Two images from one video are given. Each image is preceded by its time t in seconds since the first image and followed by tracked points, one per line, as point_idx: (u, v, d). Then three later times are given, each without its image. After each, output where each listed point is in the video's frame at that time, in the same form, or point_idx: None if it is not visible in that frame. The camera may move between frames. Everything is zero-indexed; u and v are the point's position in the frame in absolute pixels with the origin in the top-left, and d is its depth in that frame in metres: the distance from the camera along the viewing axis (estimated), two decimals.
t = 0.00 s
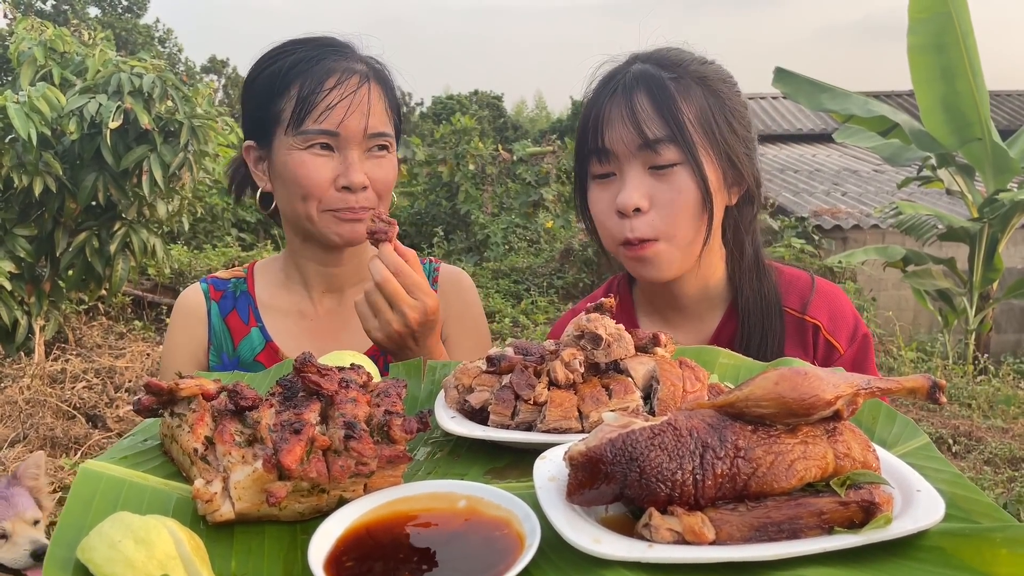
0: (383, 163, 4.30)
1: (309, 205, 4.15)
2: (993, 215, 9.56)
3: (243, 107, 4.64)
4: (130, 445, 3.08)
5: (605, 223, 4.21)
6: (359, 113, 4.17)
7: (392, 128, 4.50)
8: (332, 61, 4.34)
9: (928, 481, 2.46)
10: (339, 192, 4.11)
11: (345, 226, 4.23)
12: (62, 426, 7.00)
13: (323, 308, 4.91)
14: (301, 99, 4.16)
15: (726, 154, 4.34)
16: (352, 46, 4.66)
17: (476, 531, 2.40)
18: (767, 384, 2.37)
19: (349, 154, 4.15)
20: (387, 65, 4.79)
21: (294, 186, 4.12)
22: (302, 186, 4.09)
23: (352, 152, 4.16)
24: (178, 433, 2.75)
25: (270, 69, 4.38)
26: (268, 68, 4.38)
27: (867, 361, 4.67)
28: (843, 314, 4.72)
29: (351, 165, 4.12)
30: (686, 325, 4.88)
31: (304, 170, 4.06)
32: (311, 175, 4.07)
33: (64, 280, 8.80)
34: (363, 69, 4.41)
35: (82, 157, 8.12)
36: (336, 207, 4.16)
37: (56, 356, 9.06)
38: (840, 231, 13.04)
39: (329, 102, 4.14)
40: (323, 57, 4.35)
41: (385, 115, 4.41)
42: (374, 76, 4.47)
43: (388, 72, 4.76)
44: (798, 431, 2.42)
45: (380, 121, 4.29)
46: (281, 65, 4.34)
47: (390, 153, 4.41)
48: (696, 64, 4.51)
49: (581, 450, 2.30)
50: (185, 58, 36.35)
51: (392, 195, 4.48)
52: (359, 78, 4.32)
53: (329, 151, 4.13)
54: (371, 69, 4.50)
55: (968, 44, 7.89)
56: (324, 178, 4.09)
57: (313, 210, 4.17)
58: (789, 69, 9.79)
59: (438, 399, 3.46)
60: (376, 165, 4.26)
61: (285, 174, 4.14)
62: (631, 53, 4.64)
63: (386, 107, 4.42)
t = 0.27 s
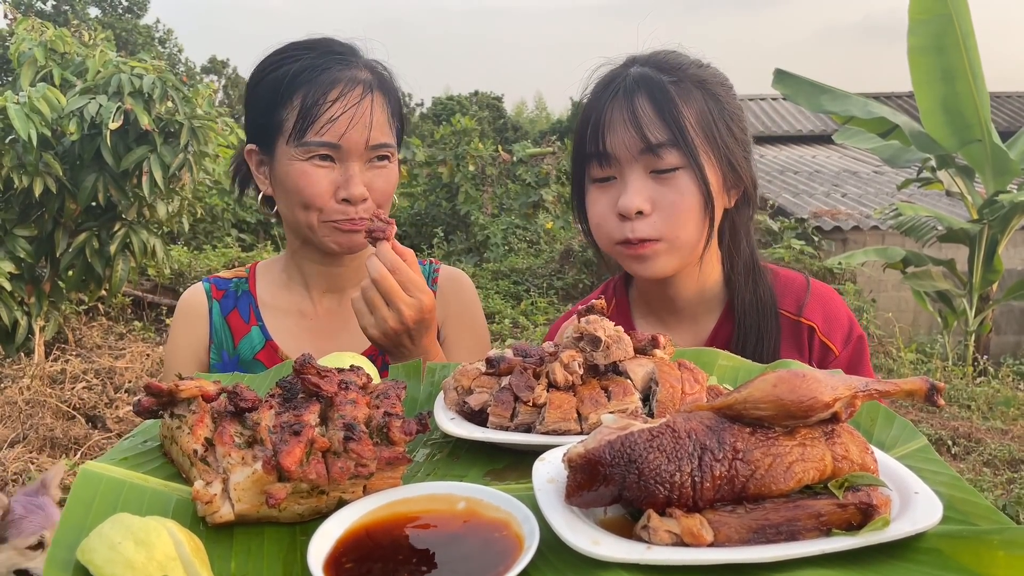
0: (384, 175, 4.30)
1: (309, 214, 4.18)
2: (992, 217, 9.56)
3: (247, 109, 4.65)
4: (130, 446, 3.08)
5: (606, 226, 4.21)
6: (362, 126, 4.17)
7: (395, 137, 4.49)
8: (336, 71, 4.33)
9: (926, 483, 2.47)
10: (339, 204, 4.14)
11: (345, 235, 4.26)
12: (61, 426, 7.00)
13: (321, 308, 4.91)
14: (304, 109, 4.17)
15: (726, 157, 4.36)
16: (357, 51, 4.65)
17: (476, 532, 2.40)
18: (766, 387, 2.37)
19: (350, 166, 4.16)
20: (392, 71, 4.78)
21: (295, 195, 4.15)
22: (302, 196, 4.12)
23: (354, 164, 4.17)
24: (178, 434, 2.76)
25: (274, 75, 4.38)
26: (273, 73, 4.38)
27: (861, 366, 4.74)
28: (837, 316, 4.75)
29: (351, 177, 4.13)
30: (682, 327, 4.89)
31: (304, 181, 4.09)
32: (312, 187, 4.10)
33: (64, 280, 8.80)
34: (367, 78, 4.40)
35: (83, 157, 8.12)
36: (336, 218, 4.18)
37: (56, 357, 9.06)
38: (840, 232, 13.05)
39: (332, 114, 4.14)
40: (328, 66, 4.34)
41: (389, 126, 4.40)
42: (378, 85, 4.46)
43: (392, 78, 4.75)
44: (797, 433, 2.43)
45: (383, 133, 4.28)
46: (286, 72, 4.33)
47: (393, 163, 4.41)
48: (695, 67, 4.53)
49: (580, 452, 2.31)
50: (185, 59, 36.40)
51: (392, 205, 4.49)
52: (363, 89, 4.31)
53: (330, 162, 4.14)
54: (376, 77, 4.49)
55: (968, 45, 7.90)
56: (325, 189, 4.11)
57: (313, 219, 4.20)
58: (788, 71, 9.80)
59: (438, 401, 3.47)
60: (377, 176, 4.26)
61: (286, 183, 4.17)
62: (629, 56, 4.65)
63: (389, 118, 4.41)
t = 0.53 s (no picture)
0: (380, 165, 4.29)
1: (306, 206, 4.18)
2: (992, 218, 9.56)
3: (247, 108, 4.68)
4: (129, 445, 3.09)
5: (615, 221, 4.21)
6: (357, 116, 4.16)
7: (392, 129, 4.47)
8: (331, 64, 4.35)
9: (923, 482, 2.48)
10: (335, 194, 4.12)
11: (342, 228, 4.25)
12: (61, 426, 7.00)
13: (322, 305, 4.91)
14: (299, 101, 4.18)
15: (733, 153, 4.37)
16: (355, 49, 4.68)
17: (474, 530, 2.41)
18: (763, 386, 2.38)
19: (345, 156, 4.15)
20: (390, 68, 4.80)
21: (291, 187, 4.14)
22: (298, 188, 4.11)
23: (349, 154, 4.15)
24: (177, 433, 2.76)
25: (271, 71, 4.41)
26: (270, 70, 4.42)
27: (871, 360, 4.68)
28: (843, 310, 4.76)
29: (347, 167, 4.12)
30: (688, 323, 4.89)
31: (300, 172, 4.09)
32: (307, 178, 4.09)
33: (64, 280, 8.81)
34: (362, 72, 4.41)
35: (82, 157, 8.12)
36: (333, 209, 4.17)
37: (56, 356, 9.06)
38: (839, 233, 13.07)
39: (326, 105, 4.15)
40: (323, 60, 4.37)
41: (385, 118, 4.39)
42: (374, 79, 4.47)
43: (390, 75, 4.77)
44: (794, 432, 2.43)
45: (379, 123, 4.27)
46: (281, 68, 4.38)
47: (389, 156, 4.38)
48: (701, 64, 4.53)
49: (578, 451, 2.32)
50: (186, 59, 36.44)
51: (390, 197, 4.45)
52: (358, 81, 4.32)
53: (326, 153, 4.14)
54: (372, 71, 4.51)
55: (968, 46, 7.91)
56: (320, 180, 4.10)
57: (310, 211, 4.19)
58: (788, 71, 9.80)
59: (437, 400, 3.47)
60: (373, 167, 4.24)
61: (283, 175, 4.16)
62: (637, 52, 4.66)
63: (385, 110, 4.39)
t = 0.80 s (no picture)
0: (370, 165, 4.25)
1: (295, 204, 4.17)
2: (992, 218, 9.56)
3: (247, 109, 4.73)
4: (129, 442, 3.08)
5: (616, 218, 4.23)
6: (344, 115, 4.14)
7: (385, 128, 4.43)
8: (322, 63, 4.36)
9: (923, 480, 2.47)
10: (323, 192, 4.11)
11: (330, 227, 4.24)
12: (60, 424, 7.00)
13: (319, 303, 4.90)
14: (289, 100, 4.19)
15: (734, 150, 4.35)
16: (353, 48, 4.69)
17: (473, 528, 2.40)
18: (763, 383, 2.38)
19: (334, 155, 4.12)
20: (389, 68, 4.79)
21: (281, 186, 4.15)
22: (287, 186, 4.11)
23: (337, 153, 4.12)
24: (176, 430, 2.76)
25: (267, 72, 4.45)
26: (265, 71, 4.47)
27: (877, 357, 4.67)
28: (852, 306, 4.75)
29: (335, 166, 4.10)
30: (697, 317, 4.90)
31: (287, 171, 4.08)
32: (295, 176, 4.08)
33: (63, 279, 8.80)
34: (356, 71, 4.42)
35: (82, 156, 8.11)
36: (321, 207, 4.15)
37: (55, 355, 9.06)
38: (839, 233, 13.08)
39: (316, 103, 4.14)
40: (315, 59, 4.39)
41: (377, 117, 4.36)
42: (368, 79, 4.46)
43: (388, 75, 4.77)
44: (794, 429, 2.43)
45: (369, 122, 4.24)
46: (274, 67, 4.42)
47: (381, 155, 4.32)
48: (707, 60, 4.52)
49: (578, 447, 2.32)
50: (186, 58, 36.43)
51: (383, 197, 4.41)
52: (348, 80, 4.31)
53: (314, 152, 4.11)
54: (367, 71, 4.51)
55: (968, 47, 7.91)
56: (308, 178, 4.09)
57: (299, 210, 4.18)
58: (788, 71, 9.81)
59: (436, 398, 3.47)
60: (362, 166, 4.21)
61: (273, 174, 4.16)
62: (644, 48, 4.66)
63: (377, 108, 4.36)
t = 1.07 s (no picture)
0: (365, 160, 4.22)
1: (290, 198, 4.16)
2: (991, 216, 9.56)
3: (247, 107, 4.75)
4: (128, 439, 3.08)
5: (616, 214, 4.25)
6: (340, 109, 4.14)
7: (381, 124, 4.42)
8: (320, 59, 4.37)
9: (923, 476, 2.47)
10: (317, 185, 4.09)
11: (324, 222, 4.21)
12: (59, 423, 6.99)
13: (319, 301, 4.90)
14: (285, 94, 4.21)
15: (734, 147, 4.34)
16: (354, 45, 4.70)
17: (473, 525, 2.40)
18: (762, 380, 2.37)
19: (329, 149, 4.11)
20: (388, 66, 4.79)
21: (276, 180, 4.15)
22: (281, 180, 4.11)
23: (332, 147, 4.11)
24: (175, 427, 2.75)
25: (265, 68, 4.47)
26: (263, 67, 4.48)
27: (879, 352, 4.66)
28: (855, 301, 4.75)
29: (329, 159, 4.09)
30: (700, 312, 4.90)
31: (282, 165, 4.08)
32: (290, 170, 4.07)
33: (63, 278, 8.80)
34: (353, 67, 4.42)
35: (82, 154, 8.10)
36: (316, 201, 4.14)
37: (55, 353, 9.06)
38: (839, 232, 13.08)
39: (311, 98, 4.15)
40: (312, 54, 4.40)
41: (373, 113, 4.35)
42: (366, 74, 4.46)
43: (388, 72, 4.76)
44: (794, 426, 2.43)
45: (363, 118, 4.23)
46: (272, 63, 4.44)
47: (377, 151, 4.30)
48: (709, 56, 4.50)
49: (577, 444, 2.32)
50: (186, 57, 36.43)
51: (379, 193, 4.38)
52: (345, 75, 4.31)
53: (310, 146, 4.11)
54: (365, 67, 4.51)
55: (967, 46, 7.90)
56: (302, 172, 4.07)
57: (294, 204, 4.17)
58: (789, 71, 9.81)
59: (436, 395, 3.47)
60: (357, 161, 4.18)
61: (268, 168, 4.17)
62: (646, 46, 4.66)
63: (373, 104, 4.36)
